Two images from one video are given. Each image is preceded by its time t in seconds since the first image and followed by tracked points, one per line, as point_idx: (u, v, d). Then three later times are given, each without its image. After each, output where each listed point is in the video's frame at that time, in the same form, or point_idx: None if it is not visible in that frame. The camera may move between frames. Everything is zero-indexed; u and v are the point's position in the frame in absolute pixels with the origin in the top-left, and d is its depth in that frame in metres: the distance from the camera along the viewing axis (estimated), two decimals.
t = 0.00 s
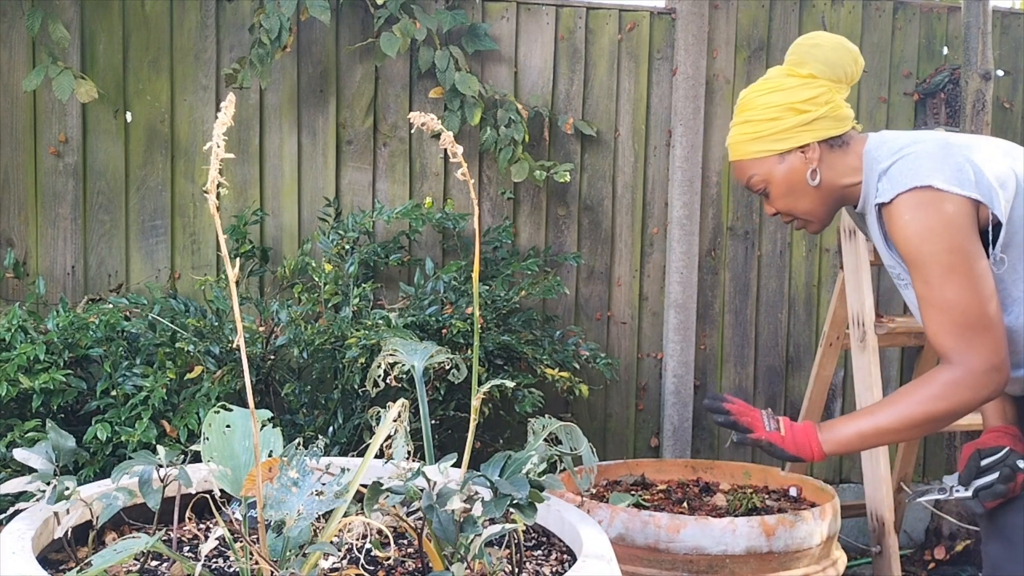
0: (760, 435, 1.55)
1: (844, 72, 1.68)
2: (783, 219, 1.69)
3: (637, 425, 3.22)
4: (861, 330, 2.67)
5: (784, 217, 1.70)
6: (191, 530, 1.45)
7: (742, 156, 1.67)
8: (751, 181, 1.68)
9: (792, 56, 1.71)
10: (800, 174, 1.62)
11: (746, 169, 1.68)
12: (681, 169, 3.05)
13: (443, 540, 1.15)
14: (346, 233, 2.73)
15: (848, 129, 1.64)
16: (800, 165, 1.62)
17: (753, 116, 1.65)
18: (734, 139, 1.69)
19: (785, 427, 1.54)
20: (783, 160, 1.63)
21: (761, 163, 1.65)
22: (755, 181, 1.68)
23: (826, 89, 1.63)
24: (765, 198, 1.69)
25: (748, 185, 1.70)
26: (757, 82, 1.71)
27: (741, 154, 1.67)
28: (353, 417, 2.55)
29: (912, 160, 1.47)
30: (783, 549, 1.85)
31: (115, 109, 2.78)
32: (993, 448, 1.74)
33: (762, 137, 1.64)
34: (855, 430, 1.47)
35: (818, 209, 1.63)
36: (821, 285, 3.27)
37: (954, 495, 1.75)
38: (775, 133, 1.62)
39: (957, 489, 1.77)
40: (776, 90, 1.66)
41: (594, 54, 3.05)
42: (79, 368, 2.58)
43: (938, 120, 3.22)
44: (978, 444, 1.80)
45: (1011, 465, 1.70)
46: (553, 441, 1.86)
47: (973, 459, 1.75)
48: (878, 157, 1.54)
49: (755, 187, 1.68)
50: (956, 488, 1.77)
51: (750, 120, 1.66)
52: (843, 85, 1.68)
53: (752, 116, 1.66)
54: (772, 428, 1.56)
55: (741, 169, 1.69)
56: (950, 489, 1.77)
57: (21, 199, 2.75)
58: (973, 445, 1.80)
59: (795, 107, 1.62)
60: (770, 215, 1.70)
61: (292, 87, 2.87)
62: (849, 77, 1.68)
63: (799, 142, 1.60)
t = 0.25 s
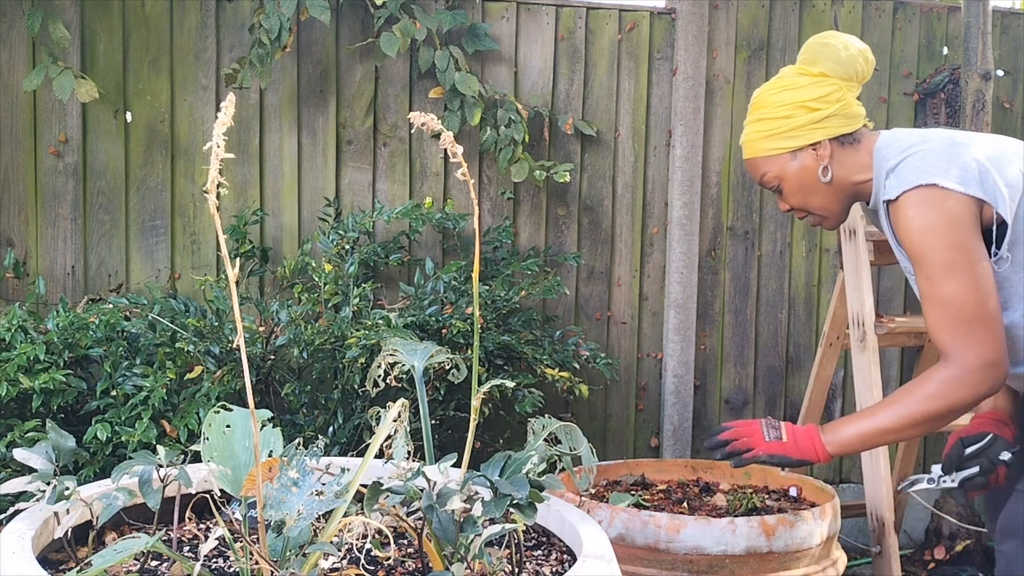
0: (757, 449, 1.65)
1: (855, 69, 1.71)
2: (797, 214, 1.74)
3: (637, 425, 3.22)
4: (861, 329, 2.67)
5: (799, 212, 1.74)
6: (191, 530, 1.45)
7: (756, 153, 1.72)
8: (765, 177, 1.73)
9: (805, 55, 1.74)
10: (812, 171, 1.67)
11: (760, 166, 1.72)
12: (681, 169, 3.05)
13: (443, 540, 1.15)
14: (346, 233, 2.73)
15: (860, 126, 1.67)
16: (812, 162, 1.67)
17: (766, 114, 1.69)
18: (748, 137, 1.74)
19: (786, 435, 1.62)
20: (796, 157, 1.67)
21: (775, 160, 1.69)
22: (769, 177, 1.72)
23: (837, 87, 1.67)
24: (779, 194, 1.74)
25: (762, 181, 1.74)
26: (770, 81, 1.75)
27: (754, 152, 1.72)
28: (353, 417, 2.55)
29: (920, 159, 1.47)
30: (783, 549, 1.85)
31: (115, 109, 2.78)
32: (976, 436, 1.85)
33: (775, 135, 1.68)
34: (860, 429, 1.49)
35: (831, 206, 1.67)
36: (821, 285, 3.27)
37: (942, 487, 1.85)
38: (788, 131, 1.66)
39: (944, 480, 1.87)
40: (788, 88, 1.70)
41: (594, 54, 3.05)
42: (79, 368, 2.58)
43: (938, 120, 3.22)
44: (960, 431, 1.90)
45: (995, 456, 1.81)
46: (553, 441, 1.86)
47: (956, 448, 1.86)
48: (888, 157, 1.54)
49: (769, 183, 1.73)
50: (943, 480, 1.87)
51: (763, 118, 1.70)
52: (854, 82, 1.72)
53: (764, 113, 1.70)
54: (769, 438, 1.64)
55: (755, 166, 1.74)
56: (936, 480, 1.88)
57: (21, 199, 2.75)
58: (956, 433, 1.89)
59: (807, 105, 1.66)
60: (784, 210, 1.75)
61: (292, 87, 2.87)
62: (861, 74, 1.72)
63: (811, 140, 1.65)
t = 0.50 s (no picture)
0: (758, 466, 1.72)
1: (859, 78, 1.79)
2: (805, 218, 1.81)
3: (637, 425, 3.22)
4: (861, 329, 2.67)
5: (807, 216, 1.82)
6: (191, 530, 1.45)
7: (765, 159, 1.80)
8: (773, 181, 1.81)
9: (812, 65, 1.83)
10: (818, 175, 1.74)
11: (769, 171, 1.80)
12: (681, 169, 3.05)
13: (442, 540, 1.15)
14: (346, 233, 2.73)
15: (865, 131, 1.75)
16: (818, 167, 1.74)
17: (774, 121, 1.77)
18: (757, 143, 1.82)
19: (783, 444, 1.69)
20: (802, 162, 1.75)
21: (782, 164, 1.77)
22: (777, 182, 1.80)
23: (842, 95, 1.75)
24: (788, 198, 1.82)
25: (770, 186, 1.82)
26: (779, 89, 1.83)
27: (763, 157, 1.80)
28: (353, 417, 2.55)
29: (917, 166, 1.47)
30: (783, 549, 1.85)
31: (115, 109, 2.78)
32: (954, 430, 1.93)
33: (783, 140, 1.76)
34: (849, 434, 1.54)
35: (836, 209, 1.74)
36: (821, 285, 3.27)
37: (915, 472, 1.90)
38: (795, 137, 1.74)
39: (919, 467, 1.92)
40: (796, 95, 1.78)
41: (594, 54, 3.05)
42: (79, 368, 2.58)
43: (938, 120, 3.22)
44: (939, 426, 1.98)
45: (968, 452, 1.89)
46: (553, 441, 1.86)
47: (934, 439, 1.93)
48: (889, 162, 1.55)
49: (777, 188, 1.81)
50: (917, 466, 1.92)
51: (771, 124, 1.78)
52: (858, 90, 1.79)
53: (773, 120, 1.78)
54: (767, 451, 1.72)
55: (764, 171, 1.82)
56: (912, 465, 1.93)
57: (21, 199, 2.75)
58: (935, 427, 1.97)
59: (813, 111, 1.74)
60: (793, 214, 1.82)
61: (292, 87, 2.87)
62: (866, 82, 1.80)
63: (816, 145, 1.72)
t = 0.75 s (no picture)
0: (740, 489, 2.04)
1: (860, 87, 1.81)
2: (807, 223, 1.83)
3: (637, 425, 3.22)
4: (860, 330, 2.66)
5: (808, 222, 1.83)
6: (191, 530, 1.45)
7: (767, 165, 1.81)
8: (776, 188, 1.83)
9: (814, 74, 1.85)
10: (820, 181, 1.76)
11: (772, 177, 1.81)
12: (681, 169, 3.05)
13: (442, 540, 1.15)
14: (346, 233, 2.73)
15: (865, 139, 1.77)
16: (819, 173, 1.76)
17: (777, 127, 1.79)
18: (760, 149, 1.83)
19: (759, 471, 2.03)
20: (804, 168, 1.76)
21: (785, 170, 1.79)
22: (779, 188, 1.82)
23: (844, 103, 1.76)
24: (789, 204, 1.83)
25: (773, 192, 1.84)
26: (782, 97, 1.85)
27: (765, 163, 1.81)
28: (353, 417, 2.55)
29: (904, 176, 1.58)
30: (783, 549, 1.85)
31: (115, 109, 2.78)
32: (966, 426, 1.90)
33: (785, 147, 1.77)
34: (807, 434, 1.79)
35: (838, 215, 1.76)
36: (821, 285, 3.27)
37: (928, 470, 1.88)
38: (797, 143, 1.75)
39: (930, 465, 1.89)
40: (798, 103, 1.79)
41: (594, 54, 3.05)
42: (79, 368, 2.58)
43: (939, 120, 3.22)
44: (950, 422, 1.95)
45: (980, 449, 1.87)
46: (553, 442, 1.86)
47: (945, 435, 1.91)
48: (881, 169, 1.65)
49: (779, 194, 1.83)
50: (930, 464, 1.90)
51: (773, 130, 1.80)
52: (859, 99, 1.82)
53: (775, 127, 1.80)
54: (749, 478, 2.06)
55: (767, 177, 1.83)
56: (924, 464, 1.90)
57: (21, 199, 2.75)
58: (946, 423, 1.94)
59: (815, 118, 1.75)
60: (795, 220, 1.84)
61: (292, 87, 2.87)
62: (866, 92, 1.82)
63: (817, 151, 1.74)
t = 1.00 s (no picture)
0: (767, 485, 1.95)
1: (859, 87, 1.82)
2: (806, 221, 1.82)
3: (638, 425, 3.22)
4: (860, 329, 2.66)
5: (808, 220, 1.83)
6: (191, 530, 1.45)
7: (767, 163, 1.81)
8: (775, 185, 1.82)
9: (814, 74, 1.86)
10: (819, 178, 1.75)
11: (772, 174, 1.81)
12: (681, 169, 3.05)
13: (442, 540, 1.15)
14: (346, 233, 2.73)
15: (864, 137, 1.77)
16: (818, 170, 1.76)
17: (776, 125, 1.79)
18: (759, 147, 1.83)
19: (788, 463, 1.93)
20: (803, 165, 1.76)
21: (784, 167, 1.78)
22: (779, 186, 1.82)
23: (843, 101, 1.77)
24: (789, 202, 1.83)
25: (773, 190, 1.84)
26: (781, 96, 1.85)
27: (765, 161, 1.81)
28: (353, 417, 2.55)
29: (897, 170, 1.56)
30: (783, 550, 1.85)
31: (115, 109, 2.78)
32: (969, 423, 1.90)
33: (785, 144, 1.77)
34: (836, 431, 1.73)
35: (837, 211, 1.75)
36: (821, 285, 3.27)
37: (934, 468, 1.87)
38: (796, 140, 1.76)
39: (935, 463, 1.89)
40: (798, 101, 1.79)
41: (594, 54, 3.05)
42: (79, 368, 2.58)
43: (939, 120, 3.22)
44: (954, 420, 1.95)
45: (984, 444, 1.86)
46: (553, 441, 1.86)
47: (948, 433, 1.91)
48: (876, 164, 1.64)
49: (779, 191, 1.82)
50: (934, 462, 1.89)
51: (773, 128, 1.80)
52: (858, 99, 1.82)
53: (775, 124, 1.80)
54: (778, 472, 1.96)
55: (766, 175, 1.83)
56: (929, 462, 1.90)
57: (21, 199, 2.75)
58: (950, 421, 1.94)
59: (815, 115, 1.75)
60: (795, 218, 1.84)
61: (292, 87, 2.87)
62: (866, 91, 1.83)
63: (816, 148, 1.74)
